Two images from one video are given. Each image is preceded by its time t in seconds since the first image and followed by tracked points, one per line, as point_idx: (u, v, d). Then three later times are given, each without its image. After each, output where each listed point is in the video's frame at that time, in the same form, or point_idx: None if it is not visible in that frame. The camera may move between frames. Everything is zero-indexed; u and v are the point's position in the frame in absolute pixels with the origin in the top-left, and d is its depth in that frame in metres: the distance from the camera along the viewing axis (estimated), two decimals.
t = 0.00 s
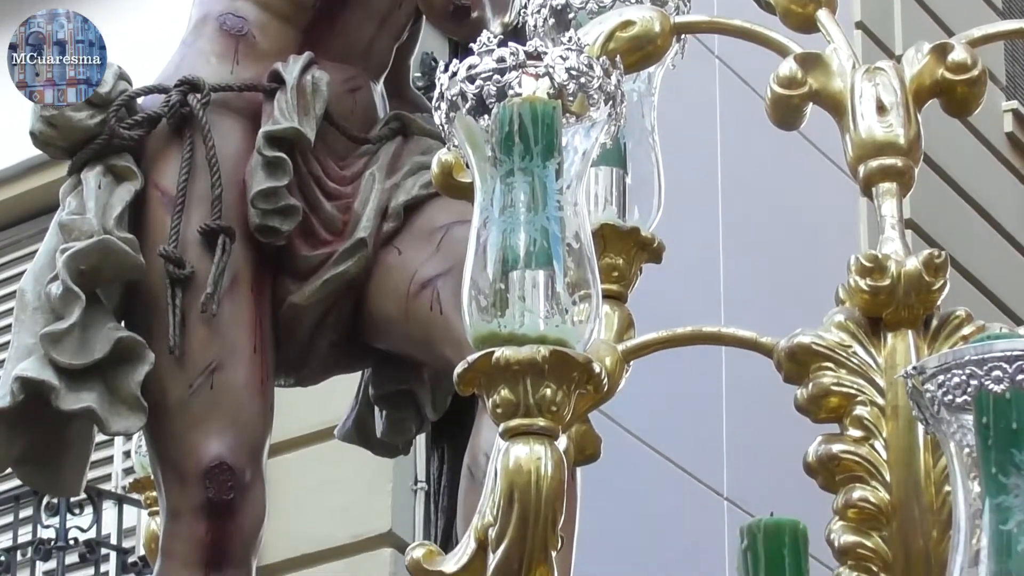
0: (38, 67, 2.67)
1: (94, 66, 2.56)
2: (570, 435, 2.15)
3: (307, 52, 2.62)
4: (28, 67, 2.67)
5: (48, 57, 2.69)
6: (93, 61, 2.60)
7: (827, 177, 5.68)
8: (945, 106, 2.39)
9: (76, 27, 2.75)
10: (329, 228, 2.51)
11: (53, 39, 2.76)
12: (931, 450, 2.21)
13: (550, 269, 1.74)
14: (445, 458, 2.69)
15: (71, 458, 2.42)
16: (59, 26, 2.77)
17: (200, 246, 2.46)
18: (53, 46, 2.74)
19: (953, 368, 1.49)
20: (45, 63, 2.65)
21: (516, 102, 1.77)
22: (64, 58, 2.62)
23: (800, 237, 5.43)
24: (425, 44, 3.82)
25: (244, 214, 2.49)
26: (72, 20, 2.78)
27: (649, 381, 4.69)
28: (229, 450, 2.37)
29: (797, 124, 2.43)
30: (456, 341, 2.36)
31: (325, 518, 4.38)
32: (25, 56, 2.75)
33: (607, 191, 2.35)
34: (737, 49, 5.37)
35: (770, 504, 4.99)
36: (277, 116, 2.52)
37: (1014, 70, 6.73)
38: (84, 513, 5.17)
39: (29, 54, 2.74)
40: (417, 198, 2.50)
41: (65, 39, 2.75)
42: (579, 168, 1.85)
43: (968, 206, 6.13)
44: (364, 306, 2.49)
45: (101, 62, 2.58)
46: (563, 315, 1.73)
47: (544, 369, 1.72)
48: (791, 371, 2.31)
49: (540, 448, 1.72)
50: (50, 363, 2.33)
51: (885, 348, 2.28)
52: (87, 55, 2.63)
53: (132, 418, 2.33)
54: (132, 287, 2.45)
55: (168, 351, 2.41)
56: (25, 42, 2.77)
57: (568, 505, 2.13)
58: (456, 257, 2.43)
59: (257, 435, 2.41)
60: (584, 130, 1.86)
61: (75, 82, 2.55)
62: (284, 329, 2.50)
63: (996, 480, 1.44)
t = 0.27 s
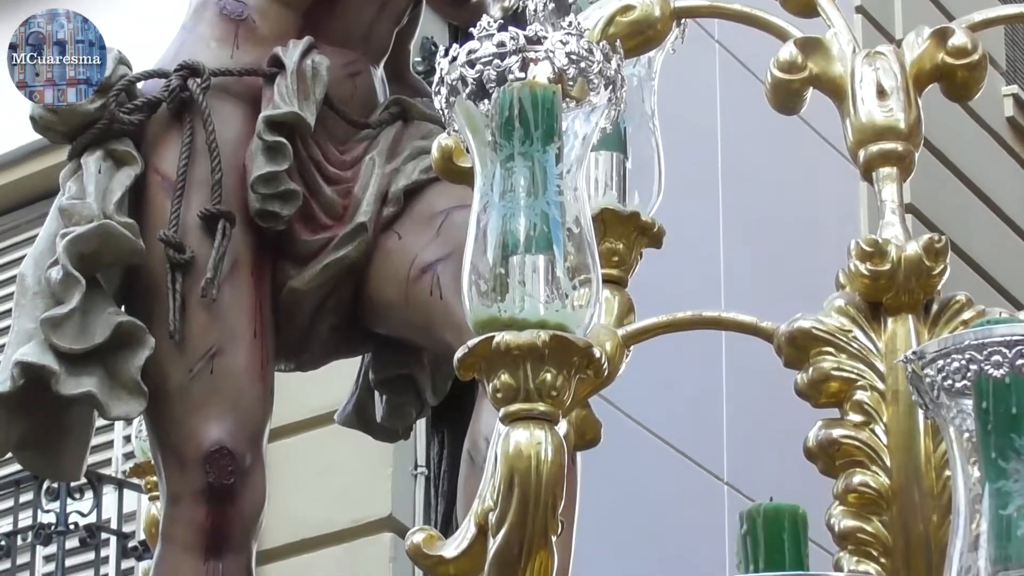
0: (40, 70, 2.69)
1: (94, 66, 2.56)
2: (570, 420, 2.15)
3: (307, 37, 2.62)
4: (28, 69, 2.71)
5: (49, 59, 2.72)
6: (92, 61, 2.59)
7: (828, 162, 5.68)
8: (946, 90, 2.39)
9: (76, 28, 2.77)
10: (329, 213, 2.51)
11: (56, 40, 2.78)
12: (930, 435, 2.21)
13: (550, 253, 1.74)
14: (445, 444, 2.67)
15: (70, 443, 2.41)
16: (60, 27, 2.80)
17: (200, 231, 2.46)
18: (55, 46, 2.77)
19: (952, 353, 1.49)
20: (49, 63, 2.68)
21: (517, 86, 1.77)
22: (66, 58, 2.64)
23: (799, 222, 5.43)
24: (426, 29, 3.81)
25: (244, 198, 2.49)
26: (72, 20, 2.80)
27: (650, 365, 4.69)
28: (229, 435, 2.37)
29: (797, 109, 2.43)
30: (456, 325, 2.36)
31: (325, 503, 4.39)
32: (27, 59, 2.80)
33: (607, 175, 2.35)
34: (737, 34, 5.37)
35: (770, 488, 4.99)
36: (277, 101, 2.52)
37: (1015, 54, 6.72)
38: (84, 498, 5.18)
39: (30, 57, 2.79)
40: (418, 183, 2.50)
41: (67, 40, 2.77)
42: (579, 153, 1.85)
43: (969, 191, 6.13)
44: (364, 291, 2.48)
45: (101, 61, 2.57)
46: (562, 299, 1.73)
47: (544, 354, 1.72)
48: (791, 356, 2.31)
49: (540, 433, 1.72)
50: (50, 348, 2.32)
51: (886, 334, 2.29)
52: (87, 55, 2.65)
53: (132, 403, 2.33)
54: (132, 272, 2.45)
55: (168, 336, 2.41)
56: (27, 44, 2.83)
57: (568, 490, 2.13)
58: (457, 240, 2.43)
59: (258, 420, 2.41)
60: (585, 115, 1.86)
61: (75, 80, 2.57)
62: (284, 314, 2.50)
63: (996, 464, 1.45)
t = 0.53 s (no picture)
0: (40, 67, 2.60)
1: (94, 66, 2.53)
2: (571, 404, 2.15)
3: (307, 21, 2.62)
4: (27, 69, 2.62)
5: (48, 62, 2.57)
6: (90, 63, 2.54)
7: (828, 147, 5.68)
8: (946, 74, 2.39)
9: (77, 27, 2.60)
10: (329, 198, 2.50)
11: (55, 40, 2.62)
12: (930, 418, 2.22)
13: (550, 237, 1.74)
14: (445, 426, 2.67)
15: (70, 427, 2.40)
16: (61, 27, 2.63)
17: (200, 215, 2.45)
18: (55, 46, 2.62)
19: (952, 337, 1.50)
20: (49, 63, 2.58)
21: (517, 70, 1.77)
22: (67, 58, 2.55)
23: (798, 206, 5.43)
24: (425, 13, 3.81)
25: (244, 182, 2.49)
26: (73, 20, 2.63)
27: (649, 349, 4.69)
28: (229, 418, 2.37)
29: (798, 93, 2.43)
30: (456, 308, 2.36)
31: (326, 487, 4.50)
32: (28, 60, 2.66)
33: (608, 158, 2.34)
34: (737, 17, 5.37)
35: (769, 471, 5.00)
36: (277, 84, 2.52)
37: (1015, 37, 6.72)
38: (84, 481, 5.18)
39: (30, 59, 2.65)
40: (417, 167, 2.49)
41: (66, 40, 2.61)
42: (579, 136, 1.84)
43: (969, 174, 6.13)
44: (365, 275, 2.48)
45: (101, 62, 2.53)
46: (562, 283, 1.73)
47: (544, 338, 1.72)
48: (791, 340, 2.32)
49: (540, 417, 1.72)
50: (50, 332, 2.33)
51: (885, 318, 2.29)
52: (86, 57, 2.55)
53: (133, 386, 2.33)
54: (132, 256, 2.45)
55: (168, 319, 2.41)
56: (27, 45, 2.68)
57: (568, 474, 2.13)
58: (457, 224, 2.42)
59: (258, 404, 2.40)
60: (585, 99, 1.85)
61: (75, 82, 2.52)
62: (284, 298, 2.49)
63: (996, 448, 1.45)
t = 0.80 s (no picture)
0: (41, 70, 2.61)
1: (94, 66, 2.54)
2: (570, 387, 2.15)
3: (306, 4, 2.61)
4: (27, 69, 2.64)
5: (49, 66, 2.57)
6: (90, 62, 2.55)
7: (827, 130, 5.68)
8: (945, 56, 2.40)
9: (77, 27, 2.59)
10: (329, 180, 2.48)
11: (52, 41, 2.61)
12: (930, 401, 2.22)
13: (550, 220, 1.74)
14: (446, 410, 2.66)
15: (70, 408, 2.40)
16: (59, 27, 2.60)
17: (200, 198, 2.45)
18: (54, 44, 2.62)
19: (951, 320, 1.50)
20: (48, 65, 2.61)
21: (516, 53, 1.77)
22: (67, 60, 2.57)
23: (798, 189, 5.43)
24: None
25: (244, 165, 2.49)
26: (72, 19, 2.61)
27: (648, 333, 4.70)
28: (228, 401, 2.36)
29: (797, 77, 2.44)
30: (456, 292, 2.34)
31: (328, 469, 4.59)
32: (28, 61, 2.66)
33: (607, 143, 2.34)
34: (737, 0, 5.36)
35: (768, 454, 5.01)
36: (276, 68, 2.51)
37: (1015, 20, 6.71)
38: (84, 464, 5.19)
39: (30, 59, 2.65)
40: (417, 150, 2.48)
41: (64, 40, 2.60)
42: (579, 119, 1.85)
43: (969, 157, 6.12)
44: (365, 258, 2.46)
45: (101, 61, 2.54)
46: (562, 267, 1.73)
47: (544, 321, 1.72)
48: (791, 323, 2.31)
49: (540, 400, 1.72)
50: (50, 316, 2.32)
51: (886, 301, 2.29)
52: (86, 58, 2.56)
53: (134, 370, 2.32)
54: (132, 239, 2.45)
55: (168, 303, 2.40)
56: (27, 44, 2.67)
57: (568, 456, 2.13)
58: (456, 208, 2.40)
59: (258, 387, 2.39)
60: (585, 83, 1.85)
61: (75, 81, 2.53)
62: (284, 281, 2.48)
63: (995, 431, 1.45)
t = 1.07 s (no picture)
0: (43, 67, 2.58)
1: (94, 66, 2.50)
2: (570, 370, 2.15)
3: None
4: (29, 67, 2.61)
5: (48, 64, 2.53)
6: (90, 62, 2.51)
7: (828, 114, 5.68)
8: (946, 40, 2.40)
9: (77, 28, 2.55)
10: (329, 163, 2.48)
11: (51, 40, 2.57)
12: (930, 383, 2.22)
13: (550, 203, 1.74)
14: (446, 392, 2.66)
15: (70, 391, 2.40)
16: (59, 28, 2.57)
17: (200, 180, 2.45)
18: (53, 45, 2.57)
19: (951, 304, 1.52)
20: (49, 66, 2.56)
21: (516, 37, 1.76)
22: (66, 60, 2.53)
23: (797, 172, 5.43)
24: None
25: (244, 147, 2.48)
26: (72, 21, 2.57)
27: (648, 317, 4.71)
28: (228, 384, 2.36)
29: (797, 60, 2.45)
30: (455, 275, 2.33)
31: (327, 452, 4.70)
32: (29, 61, 2.64)
33: (607, 125, 2.35)
34: None
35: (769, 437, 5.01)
36: (276, 51, 2.51)
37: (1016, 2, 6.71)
38: (84, 446, 5.20)
39: (31, 59, 2.61)
40: (417, 133, 2.47)
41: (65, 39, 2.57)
42: (579, 102, 1.85)
43: (969, 140, 6.12)
44: (365, 240, 2.46)
45: (102, 62, 2.50)
46: (562, 250, 1.73)
47: (544, 304, 1.72)
48: (791, 306, 2.31)
49: (539, 383, 1.72)
50: (50, 299, 2.31)
51: (885, 284, 2.30)
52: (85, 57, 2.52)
53: (134, 352, 2.32)
54: (132, 222, 2.44)
55: (168, 285, 2.40)
56: (28, 44, 2.64)
57: (568, 439, 2.14)
58: (455, 190, 2.40)
59: (258, 370, 2.39)
60: (584, 66, 1.86)
61: (75, 81, 2.48)
62: (283, 264, 2.48)
63: (995, 414, 1.45)
